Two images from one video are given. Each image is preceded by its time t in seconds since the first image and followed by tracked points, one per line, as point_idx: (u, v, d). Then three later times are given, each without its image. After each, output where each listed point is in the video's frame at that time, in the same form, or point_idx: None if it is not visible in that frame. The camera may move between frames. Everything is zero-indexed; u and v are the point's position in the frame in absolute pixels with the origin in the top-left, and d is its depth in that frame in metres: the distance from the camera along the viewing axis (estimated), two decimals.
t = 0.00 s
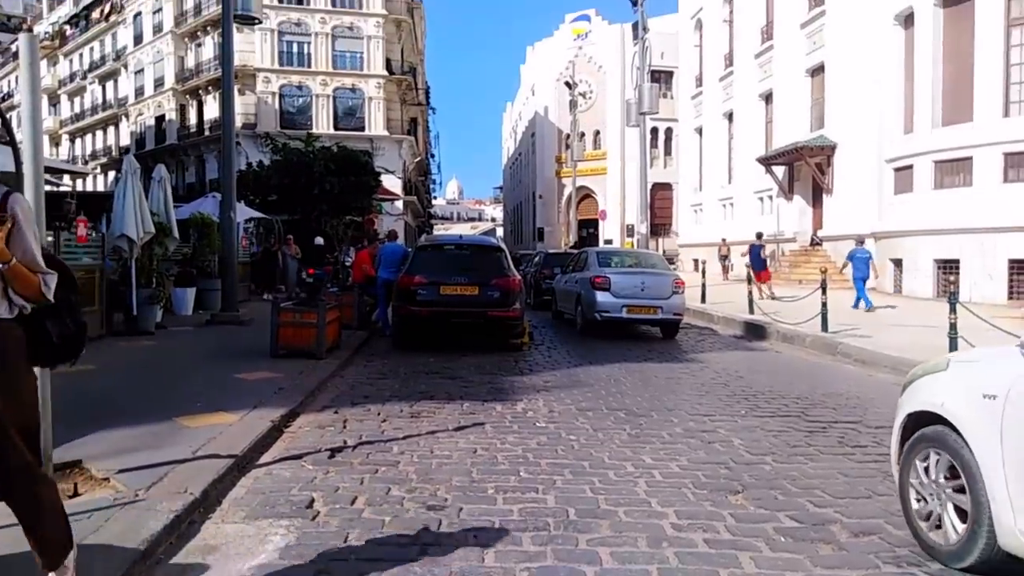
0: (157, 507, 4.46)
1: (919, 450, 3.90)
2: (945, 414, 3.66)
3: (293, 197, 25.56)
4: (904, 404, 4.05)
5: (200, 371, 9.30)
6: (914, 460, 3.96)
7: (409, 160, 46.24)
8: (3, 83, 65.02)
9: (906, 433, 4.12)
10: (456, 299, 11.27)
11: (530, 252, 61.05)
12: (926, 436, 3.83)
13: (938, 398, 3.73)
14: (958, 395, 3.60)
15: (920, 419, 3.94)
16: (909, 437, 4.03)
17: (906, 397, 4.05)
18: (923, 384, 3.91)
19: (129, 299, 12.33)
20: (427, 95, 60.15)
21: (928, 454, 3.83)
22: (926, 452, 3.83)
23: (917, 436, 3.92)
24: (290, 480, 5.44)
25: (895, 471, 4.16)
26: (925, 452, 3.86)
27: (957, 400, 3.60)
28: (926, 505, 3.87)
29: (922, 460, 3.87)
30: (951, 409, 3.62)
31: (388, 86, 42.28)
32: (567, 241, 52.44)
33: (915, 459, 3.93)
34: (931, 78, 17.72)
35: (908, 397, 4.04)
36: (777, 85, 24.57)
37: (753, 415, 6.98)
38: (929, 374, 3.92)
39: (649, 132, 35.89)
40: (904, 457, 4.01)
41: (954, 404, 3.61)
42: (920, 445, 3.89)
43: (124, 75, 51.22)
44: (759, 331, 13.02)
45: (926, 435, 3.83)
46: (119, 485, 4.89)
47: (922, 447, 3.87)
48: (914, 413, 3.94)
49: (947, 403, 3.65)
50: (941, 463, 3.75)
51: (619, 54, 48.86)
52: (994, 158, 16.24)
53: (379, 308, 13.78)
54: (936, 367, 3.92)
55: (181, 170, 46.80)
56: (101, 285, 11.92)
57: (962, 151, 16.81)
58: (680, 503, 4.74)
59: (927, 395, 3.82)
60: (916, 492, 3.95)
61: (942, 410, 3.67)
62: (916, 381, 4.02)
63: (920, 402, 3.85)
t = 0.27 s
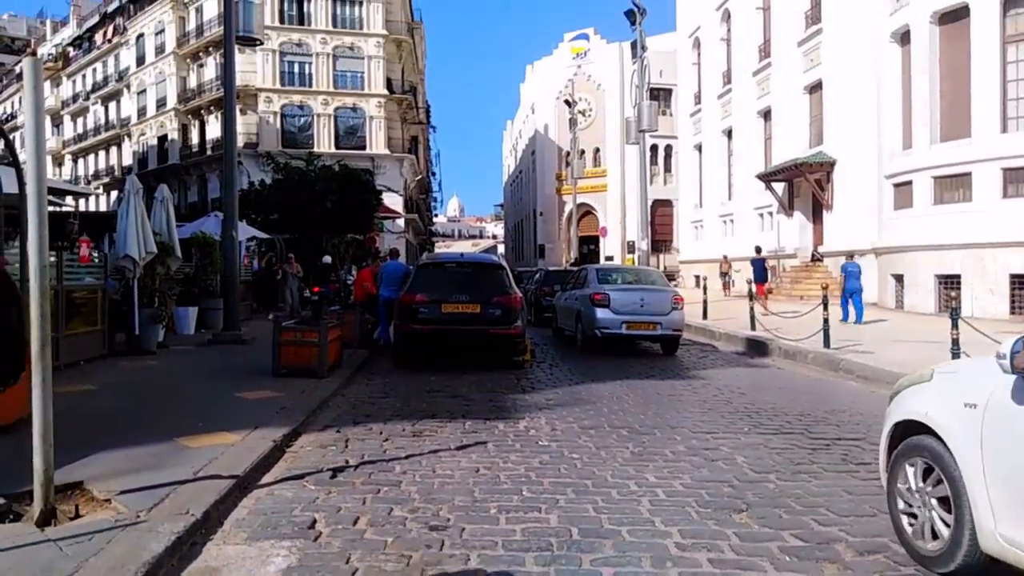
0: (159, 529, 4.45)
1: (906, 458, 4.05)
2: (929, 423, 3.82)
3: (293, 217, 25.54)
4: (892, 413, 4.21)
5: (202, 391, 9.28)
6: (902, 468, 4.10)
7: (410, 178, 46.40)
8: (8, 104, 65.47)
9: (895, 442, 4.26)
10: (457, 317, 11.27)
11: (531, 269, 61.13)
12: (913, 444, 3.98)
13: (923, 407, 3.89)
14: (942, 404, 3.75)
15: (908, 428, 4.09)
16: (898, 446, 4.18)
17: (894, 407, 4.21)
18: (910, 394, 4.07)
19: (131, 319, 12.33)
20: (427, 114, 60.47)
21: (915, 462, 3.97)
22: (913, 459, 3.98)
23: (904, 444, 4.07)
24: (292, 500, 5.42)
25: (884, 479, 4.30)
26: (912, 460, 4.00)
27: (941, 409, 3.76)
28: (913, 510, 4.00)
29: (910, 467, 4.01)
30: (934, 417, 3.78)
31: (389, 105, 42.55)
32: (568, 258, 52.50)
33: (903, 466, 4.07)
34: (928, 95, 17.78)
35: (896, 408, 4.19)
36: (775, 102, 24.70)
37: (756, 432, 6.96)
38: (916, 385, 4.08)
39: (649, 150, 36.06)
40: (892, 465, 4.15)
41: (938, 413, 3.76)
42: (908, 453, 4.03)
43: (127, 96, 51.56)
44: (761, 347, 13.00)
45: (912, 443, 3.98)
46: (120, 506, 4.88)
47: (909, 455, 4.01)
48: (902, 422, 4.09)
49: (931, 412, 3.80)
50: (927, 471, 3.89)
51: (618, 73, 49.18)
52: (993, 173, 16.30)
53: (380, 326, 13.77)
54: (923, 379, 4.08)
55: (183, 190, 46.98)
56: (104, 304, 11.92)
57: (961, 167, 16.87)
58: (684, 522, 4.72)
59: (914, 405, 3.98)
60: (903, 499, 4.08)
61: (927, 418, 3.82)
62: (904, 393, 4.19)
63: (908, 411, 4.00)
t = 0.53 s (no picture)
0: (158, 551, 4.43)
1: (894, 473, 4.15)
2: (914, 438, 3.92)
3: (295, 236, 25.56)
4: (880, 429, 4.31)
5: (203, 410, 9.26)
6: (889, 482, 4.20)
7: (411, 196, 46.55)
8: (12, 122, 65.86)
9: (884, 457, 4.36)
10: (459, 335, 11.27)
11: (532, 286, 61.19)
12: (899, 459, 4.08)
13: (909, 422, 4.00)
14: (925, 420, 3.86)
15: (895, 442, 4.20)
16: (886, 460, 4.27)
17: (882, 423, 4.32)
18: (898, 410, 4.17)
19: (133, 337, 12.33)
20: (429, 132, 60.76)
21: (901, 477, 4.07)
22: (899, 474, 4.08)
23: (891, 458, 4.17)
24: (292, 521, 5.40)
25: (873, 493, 4.39)
26: (898, 475, 4.10)
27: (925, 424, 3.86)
28: (901, 522, 4.10)
29: (896, 482, 4.12)
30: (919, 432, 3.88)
31: (391, 123, 42.78)
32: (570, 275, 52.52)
33: (889, 481, 4.17)
34: (928, 114, 17.84)
35: (884, 423, 4.30)
36: (775, 120, 24.81)
37: (759, 453, 6.93)
38: (903, 402, 4.18)
39: (649, 168, 36.19)
40: (880, 480, 4.25)
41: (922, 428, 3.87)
42: (895, 467, 4.14)
43: (130, 114, 51.84)
44: (764, 366, 12.97)
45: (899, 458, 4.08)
46: (120, 527, 4.86)
47: (895, 470, 4.12)
48: (889, 437, 4.19)
49: (916, 427, 3.91)
50: (912, 485, 4.00)
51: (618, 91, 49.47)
52: (993, 192, 16.34)
53: (382, 344, 13.77)
54: (909, 395, 4.19)
55: (186, 207, 47.15)
56: (106, 323, 11.92)
57: (961, 185, 16.92)
58: (686, 544, 4.69)
59: (899, 420, 4.09)
60: (891, 513, 4.17)
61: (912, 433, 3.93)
62: (891, 408, 4.30)
63: (893, 426, 4.11)
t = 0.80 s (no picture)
0: (155, 566, 4.41)
1: (879, 485, 4.29)
2: (897, 451, 4.08)
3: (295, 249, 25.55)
4: (865, 443, 4.48)
5: (201, 424, 9.24)
6: (874, 494, 4.35)
7: (412, 211, 46.65)
8: (15, 135, 66.14)
9: (870, 470, 4.50)
10: (459, 350, 11.25)
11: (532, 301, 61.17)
12: (884, 472, 4.23)
13: (893, 437, 4.15)
14: (909, 433, 4.02)
15: (879, 456, 4.35)
16: (871, 473, 4.42)
17: (868, 437, 4.47)
18: (883, 424, 4.33)
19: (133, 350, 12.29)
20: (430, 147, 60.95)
21: (886, 489, 4.22)
22: (884, 487, 4.23)
23: (876, 472, 4.33)
24: (290, 536, 5.38)
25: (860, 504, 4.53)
26: (883, 487, 4.25)
27: (909, 437, 4.01)
28: (884, 533, 4.25)
29: (882, 493, 4.27)
30: (902, 445, 4.04)
31: (392, 139, 42.95)
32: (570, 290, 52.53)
33: (874, 493, 4.32)
34: (927, 133, 17.91)
35: (869, 437, 4.47)
36: (775, 138, 24.90)
37: (759, 470, 6.91)
38: (887, 416, 4.34)
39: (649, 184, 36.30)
40: (866, 492, 4.40)
41: (906, 442, 4.02)
42: (880, 480, 4.29)
43: (133, 128, 52.06)
44: (764, 383, 12.94)
45: (883, 471, 4.24)
46: (117, 542, 4.84)
47: (879, 483, 4.27)
48: (874, 450, 4.35)
49: (900, 441, 4.06)
50: (897, 497, 4.14)
51: (619, 108, 49.72)
52: (992, 210, 16.38)
53: (381, 359, 13.74)
54: (893, 410, 4.34)
55: (187, 221, 47.27)
56: (105, 335, 11.91)
57: (961, 204, 16.96)
58: (686, 563, 4.67)
59: (884, 434, 4.24)
60: (876, 524, 4.32)
61: (896, 447, 4.09)
62: (876, 423, 4.46)
63: (878, 440, 4.27)
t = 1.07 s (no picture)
0: None
1: (867, 497, 4.34)
2: (884, 460, 4.13)
3: (294, 260, 25.57)
4: (855, 452, 4.52)
5: (199, 436, 9.20)
6: (864, 503, 4.38)
7: (412, 222, 46.72)
8: (16, 147, 66.32)
9: (860, 481, 4.55)
10: (458, 362, 11.23)
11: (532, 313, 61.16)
12: (873, 482, 4.27)
13: (881, 447, 4.19)
14: (895, 443, 4.08)
15: (867, 467, 4.40)
16: (860, 483, 4.47)
17: (857, 447, 4.52)
18: (871, 434, 4.39)
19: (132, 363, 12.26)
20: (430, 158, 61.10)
21: (874, 498, 4.26)
22: (872, 496, 4.27)
23: (865, 482, 4.37)
24: (287, 550, 5.36)
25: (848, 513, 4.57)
26: (871, 496, 4.30)
27: (895, 447, 4.07)
28: (873, 543, 4.29)
29: (872, 503, 4.31)
30: (888, 455, 4.10)
31: (392, 151, 43.08)
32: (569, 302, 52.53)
33: (863, 504, 4.36)
34: (925, 145, 17.95)
35: (858, 447, 4.51)
36: (774, 150, 24.97)
37: (758, 484, 6.89)
38: (875, 427, 4.40)
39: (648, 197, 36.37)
40: (856, 502, 4.44)
41: (892, 451, 4.08)
42: (869, 490, 4.32)
43: (134, 140, 52.21)
44: (763, 396, 12.91)
45: (872, 482, 4.27)
46: (113, 556, 4.82)
47: (868, 493, 4.31)
48: (862, 460, 4.40)
49: (886, 450, 4.11)
50: (883, 505, 4.20)
51: (618, 121, 49.89)
52: (991, 223, 16.41)
53: (380, 371, 13.69)
54: (881, 421, 4.40)
55: (187, 232, 47.35)
56: (104, 348, 11.89)
57: (959, 217, 17.00)
58: None
59: (872, 445, 4.29)
60: (866, 532, 4.36)
61: (882, 457, 4.14)
62: (865, 434, 4.51)
63: (867, 451, 4.31)
